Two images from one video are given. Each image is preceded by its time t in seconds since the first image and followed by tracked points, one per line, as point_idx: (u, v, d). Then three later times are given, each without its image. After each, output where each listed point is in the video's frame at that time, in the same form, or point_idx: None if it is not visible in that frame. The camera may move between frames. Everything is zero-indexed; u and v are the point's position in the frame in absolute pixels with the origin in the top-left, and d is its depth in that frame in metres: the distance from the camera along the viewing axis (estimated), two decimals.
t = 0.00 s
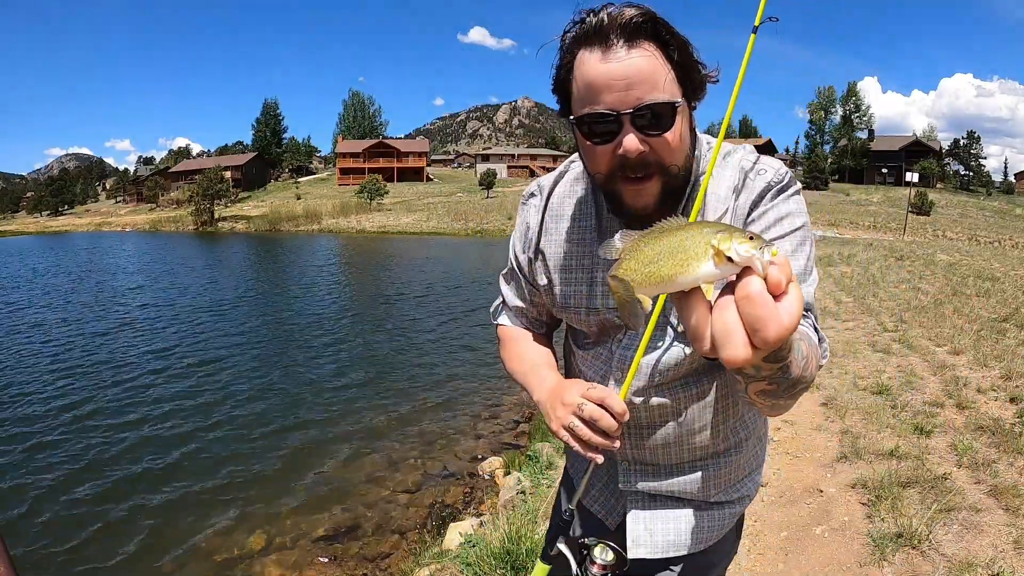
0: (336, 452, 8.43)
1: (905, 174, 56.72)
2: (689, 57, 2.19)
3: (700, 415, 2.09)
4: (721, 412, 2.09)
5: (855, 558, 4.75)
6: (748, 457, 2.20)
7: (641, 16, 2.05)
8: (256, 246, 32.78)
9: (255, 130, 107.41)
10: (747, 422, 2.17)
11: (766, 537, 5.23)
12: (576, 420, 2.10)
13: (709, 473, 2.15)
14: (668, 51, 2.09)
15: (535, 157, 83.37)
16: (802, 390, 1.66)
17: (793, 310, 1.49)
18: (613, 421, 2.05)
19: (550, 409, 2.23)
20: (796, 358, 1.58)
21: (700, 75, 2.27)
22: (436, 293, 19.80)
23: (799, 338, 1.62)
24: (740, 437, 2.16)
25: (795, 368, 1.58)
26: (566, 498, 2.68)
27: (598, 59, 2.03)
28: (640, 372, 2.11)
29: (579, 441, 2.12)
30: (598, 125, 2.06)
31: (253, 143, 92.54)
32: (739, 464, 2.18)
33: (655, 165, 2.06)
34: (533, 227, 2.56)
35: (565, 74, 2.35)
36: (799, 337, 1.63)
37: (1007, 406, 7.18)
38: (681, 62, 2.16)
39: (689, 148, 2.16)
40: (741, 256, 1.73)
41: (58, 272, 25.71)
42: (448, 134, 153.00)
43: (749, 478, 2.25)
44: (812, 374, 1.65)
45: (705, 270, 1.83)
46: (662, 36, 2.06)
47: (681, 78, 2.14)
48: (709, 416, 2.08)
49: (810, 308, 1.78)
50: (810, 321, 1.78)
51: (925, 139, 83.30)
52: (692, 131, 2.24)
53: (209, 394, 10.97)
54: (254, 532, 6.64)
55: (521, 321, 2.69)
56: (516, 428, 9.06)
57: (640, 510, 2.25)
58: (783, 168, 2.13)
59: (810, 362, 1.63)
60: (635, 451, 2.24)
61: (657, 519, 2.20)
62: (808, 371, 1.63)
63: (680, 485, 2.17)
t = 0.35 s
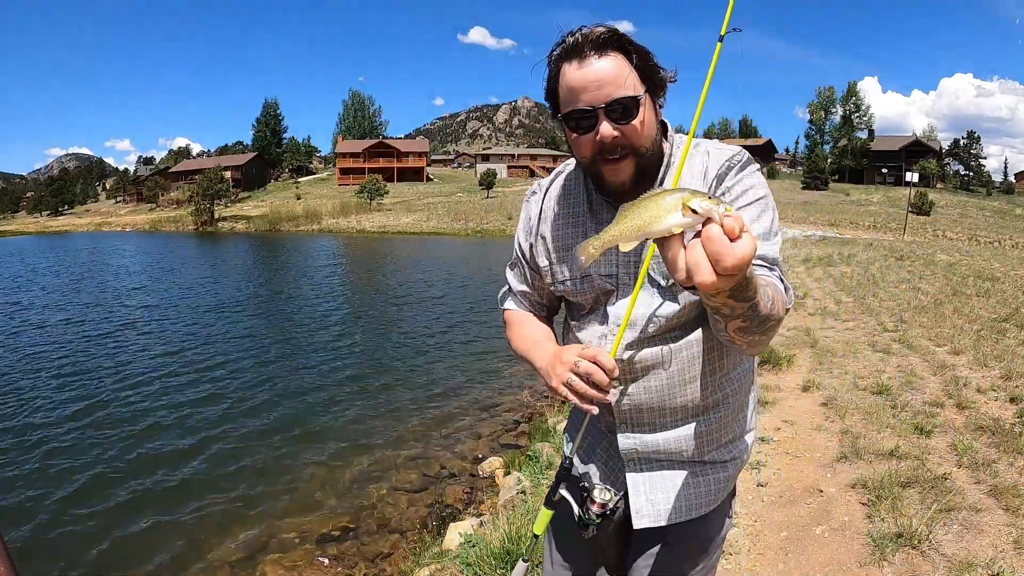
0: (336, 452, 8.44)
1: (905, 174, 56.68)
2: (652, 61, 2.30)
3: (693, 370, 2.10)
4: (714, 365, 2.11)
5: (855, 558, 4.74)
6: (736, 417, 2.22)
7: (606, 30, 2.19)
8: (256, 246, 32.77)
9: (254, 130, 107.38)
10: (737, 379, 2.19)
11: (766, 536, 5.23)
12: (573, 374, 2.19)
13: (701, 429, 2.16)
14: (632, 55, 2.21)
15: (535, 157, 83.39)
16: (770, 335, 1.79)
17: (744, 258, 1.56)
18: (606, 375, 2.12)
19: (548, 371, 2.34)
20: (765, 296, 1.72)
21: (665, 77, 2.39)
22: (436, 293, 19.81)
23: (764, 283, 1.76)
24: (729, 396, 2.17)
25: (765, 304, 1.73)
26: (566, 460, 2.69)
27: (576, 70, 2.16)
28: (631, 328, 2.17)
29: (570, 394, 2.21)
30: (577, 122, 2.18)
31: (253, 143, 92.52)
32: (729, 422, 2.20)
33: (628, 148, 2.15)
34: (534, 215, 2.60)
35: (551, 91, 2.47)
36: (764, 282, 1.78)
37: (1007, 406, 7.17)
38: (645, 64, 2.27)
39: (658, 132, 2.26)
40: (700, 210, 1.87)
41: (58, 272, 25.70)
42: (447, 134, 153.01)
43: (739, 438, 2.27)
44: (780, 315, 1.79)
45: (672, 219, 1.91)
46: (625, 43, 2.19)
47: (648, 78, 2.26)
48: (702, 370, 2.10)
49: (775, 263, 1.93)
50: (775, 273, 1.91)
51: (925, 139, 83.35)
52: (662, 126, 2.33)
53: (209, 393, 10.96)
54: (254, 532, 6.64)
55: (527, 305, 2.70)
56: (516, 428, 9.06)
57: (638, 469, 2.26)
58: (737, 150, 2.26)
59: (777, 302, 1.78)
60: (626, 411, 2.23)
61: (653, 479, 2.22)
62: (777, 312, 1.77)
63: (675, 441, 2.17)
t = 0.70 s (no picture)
0: (335, 452, 8.41)
1: (905, 173, 56.66)
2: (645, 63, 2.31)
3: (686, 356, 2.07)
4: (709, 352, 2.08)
5: (855, 558, 4.72)
6: (732, 406, 2.19)
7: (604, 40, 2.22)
8: (256, 246, 32.75)
9: (254, 130, 107.40)
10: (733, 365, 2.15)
11: (767, 537, 5.20)
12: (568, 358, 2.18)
13: (694, 416, 2.14)
14: (628, 60, 2.22)
15: (535, 158, 83.40)
16: (754, 312, 1.79)
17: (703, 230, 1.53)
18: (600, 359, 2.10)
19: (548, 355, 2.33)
20: (742, 270, 1.70)
21: (658, 81, 2.40)
22: (435, 293, 19.78)
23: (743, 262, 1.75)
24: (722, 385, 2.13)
25: (743, 277, 1.70)
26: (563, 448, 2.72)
27: (575, 74, 2.17)
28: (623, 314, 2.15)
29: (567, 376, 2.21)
30: (572, 120, 2.18)
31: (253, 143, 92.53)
32: (723, 410, 2.16)
33: (621, 144, 2.15)
34: (537, 214, 2.61)
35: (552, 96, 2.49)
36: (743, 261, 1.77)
37: (1008, 406, 7.15)
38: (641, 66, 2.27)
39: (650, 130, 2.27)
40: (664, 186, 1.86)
41: (57, 272, 25.68)
42: (447, 134, 153.00)
43: (734, 426, 2.24)
44: (763, 294, 1.77)
45: (634, 195, 1.96)
46: (620, 49, 2.21)
47: (643, 79, 2.26)
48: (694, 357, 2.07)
49: (760, 249, 1.89)
50: (759, 258, 1.86)
51: (924, 139, 83.37)
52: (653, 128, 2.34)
53: (208, 393, 10.94)
54: (253, 532, 6.62)
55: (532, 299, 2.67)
56: (516, 428, 9.04)
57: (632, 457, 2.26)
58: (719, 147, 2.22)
59: (759, 280, 1.75)
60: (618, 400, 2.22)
61: (647, 469, 2.22)
62: (758, 290, 1.75)
63: (668, 430, 2.16)
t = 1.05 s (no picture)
0: (336, 452, 8.42)
1: (905, 174, 56.68)
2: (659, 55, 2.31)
3: (678, 335, 2.11)
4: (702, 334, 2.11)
5: (855, 558, 4.74)
6: (725, 393, 2.21)
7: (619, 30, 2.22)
8: (256, 246, 32.77)
9: (254, 130, 107.49)
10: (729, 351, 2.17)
11: (767, 536, 5.21)
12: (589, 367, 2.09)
13: (687, 397, 2.14)
14: (643, 51, 2.22)
15: (535, 158, 83.45)
16: (754, 309, 1.83)
17: (650, 254, 1.60)
18: (622, 370, 2.07)
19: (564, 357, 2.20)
20: (724, 273, 1.74)
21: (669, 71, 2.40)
22: (436, 293, 19.79)
23: (731, 261, 1.78)
24: (715, 370, 2.15)
25: (726, 280, 1.74)
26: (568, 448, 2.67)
27: (589, 63, 2.18)
28: (621, 283, 2.22)
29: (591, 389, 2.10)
30: (583, 108, 2.20)
31: (254, 143, 92.55)
32: (716, 397, 2.18)
33: (630, 133, 2.15)
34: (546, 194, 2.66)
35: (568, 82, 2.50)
36: (733, 261, 1.79)
37: (1007, 406, 7.16)
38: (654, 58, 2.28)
39: (660, 120, 2.26)
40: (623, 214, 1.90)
41: (58, 272, 25.71)
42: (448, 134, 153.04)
43: (729, 414, 2.26)
44: (757, 292, 1.79)
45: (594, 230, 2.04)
46: (634, 40, 2.21)
47: (654, 69, 2.26)
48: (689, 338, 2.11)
49: (760, 244, 1.94)
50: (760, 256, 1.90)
51: (924, 139, 83.36)
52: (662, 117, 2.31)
53: (208, 394, 10.95)
54: (254, 532, 6.63)
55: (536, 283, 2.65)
56: (516, 428, 9.05)
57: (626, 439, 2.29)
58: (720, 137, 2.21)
59: (750, 278, 1.78)
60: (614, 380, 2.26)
61: (639, 451, 2.25)
62: (749, 289, 1.78)
63: (660, 413, 2.18)
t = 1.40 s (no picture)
0: (336, 452, 8.43)
1: (904, 174, 56.70)
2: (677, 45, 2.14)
3: (661, 326, 2.13)
4: (688, 326, 2.11)
5: (855, 558, 4.74)
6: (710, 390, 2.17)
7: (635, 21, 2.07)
8: (257, 246, 32.78)
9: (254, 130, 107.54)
10: (714, 344, 2.15)
11: (767, 536, 5.21)
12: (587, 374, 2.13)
13: (679, 391, 2.13)
14: (661, 42, 2.06)
15: (535, 158, 83.46)
16: (759, 312, 1.94)
17: (602, 279, 1.84)
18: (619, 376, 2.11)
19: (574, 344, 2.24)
20: (708, 283, 1.88)
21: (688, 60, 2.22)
22: (436, 293, 19.79)
23: (721, 272, 1.91)
24: (707, 364, 2.15)
25: (712, 291, 1.88)
26: (563, 447, 2.66)
27: (599, 59, 2.08)
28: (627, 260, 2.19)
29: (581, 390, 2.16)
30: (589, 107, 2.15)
31: (254, 143, 92.57)
32: (701, 394, 2.15)
33: (633, 136, 2.10)
34: (552, 176, 2.56)
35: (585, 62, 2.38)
36: (726, 271, 1.91)
37: (1007, 406, 7.16)
38: (670, 50, 2.11)
39: (672, 116, 2.16)
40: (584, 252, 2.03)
41: (59, 272, 25.72)
42: (447, 134, 153.05)
43: (715, 413, 2.20)
44: (752, 300, 1.89)
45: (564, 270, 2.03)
46: (652, 30, 2.05)
47: (670, 62, 2.10)
48: (675, 328, 2.12)
49: (772, 246, 1.97)
50: (772, 259, 1.95)
51: (924, 139, 83.45)
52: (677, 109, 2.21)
53: (208, 394, 10.96)
54: (254, 532, 6.63)
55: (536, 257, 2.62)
56: (516, 428, 9.06)
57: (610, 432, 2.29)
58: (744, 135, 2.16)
59: (742, 287, 1.89)
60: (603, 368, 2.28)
61: (622, 446, 2.24)
62: (741, 297, 1.89)
63: (643, 410, 2.17)
